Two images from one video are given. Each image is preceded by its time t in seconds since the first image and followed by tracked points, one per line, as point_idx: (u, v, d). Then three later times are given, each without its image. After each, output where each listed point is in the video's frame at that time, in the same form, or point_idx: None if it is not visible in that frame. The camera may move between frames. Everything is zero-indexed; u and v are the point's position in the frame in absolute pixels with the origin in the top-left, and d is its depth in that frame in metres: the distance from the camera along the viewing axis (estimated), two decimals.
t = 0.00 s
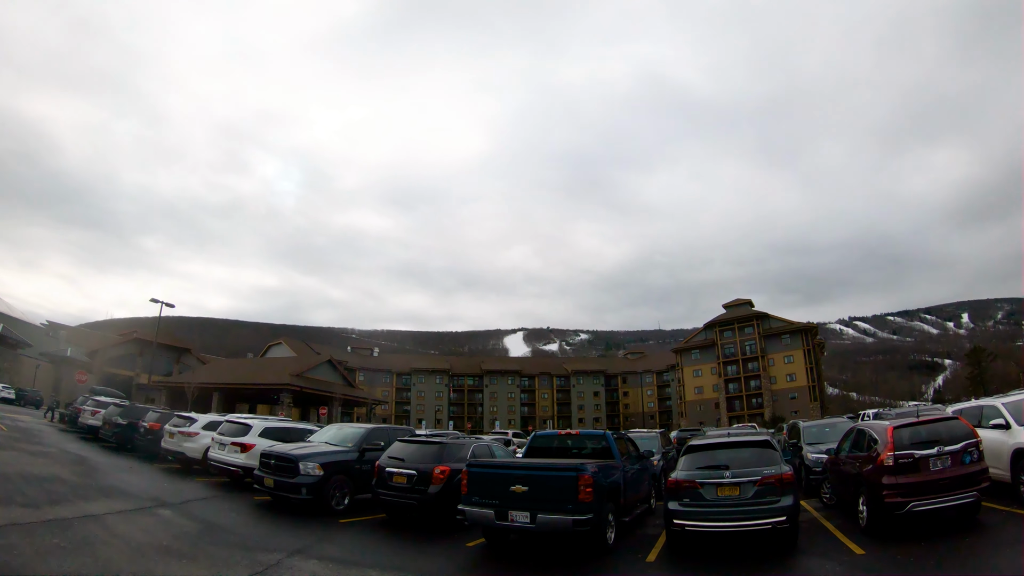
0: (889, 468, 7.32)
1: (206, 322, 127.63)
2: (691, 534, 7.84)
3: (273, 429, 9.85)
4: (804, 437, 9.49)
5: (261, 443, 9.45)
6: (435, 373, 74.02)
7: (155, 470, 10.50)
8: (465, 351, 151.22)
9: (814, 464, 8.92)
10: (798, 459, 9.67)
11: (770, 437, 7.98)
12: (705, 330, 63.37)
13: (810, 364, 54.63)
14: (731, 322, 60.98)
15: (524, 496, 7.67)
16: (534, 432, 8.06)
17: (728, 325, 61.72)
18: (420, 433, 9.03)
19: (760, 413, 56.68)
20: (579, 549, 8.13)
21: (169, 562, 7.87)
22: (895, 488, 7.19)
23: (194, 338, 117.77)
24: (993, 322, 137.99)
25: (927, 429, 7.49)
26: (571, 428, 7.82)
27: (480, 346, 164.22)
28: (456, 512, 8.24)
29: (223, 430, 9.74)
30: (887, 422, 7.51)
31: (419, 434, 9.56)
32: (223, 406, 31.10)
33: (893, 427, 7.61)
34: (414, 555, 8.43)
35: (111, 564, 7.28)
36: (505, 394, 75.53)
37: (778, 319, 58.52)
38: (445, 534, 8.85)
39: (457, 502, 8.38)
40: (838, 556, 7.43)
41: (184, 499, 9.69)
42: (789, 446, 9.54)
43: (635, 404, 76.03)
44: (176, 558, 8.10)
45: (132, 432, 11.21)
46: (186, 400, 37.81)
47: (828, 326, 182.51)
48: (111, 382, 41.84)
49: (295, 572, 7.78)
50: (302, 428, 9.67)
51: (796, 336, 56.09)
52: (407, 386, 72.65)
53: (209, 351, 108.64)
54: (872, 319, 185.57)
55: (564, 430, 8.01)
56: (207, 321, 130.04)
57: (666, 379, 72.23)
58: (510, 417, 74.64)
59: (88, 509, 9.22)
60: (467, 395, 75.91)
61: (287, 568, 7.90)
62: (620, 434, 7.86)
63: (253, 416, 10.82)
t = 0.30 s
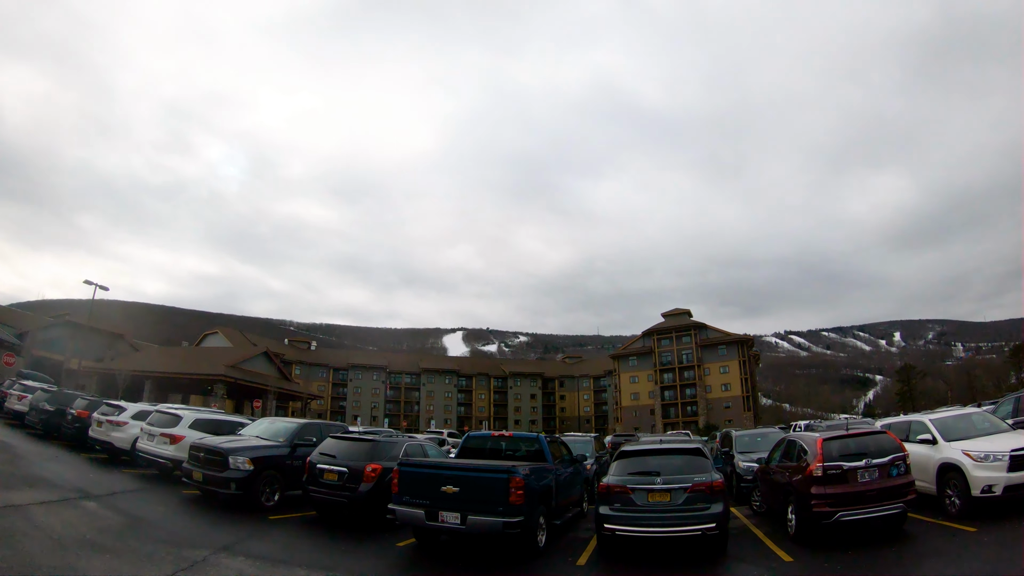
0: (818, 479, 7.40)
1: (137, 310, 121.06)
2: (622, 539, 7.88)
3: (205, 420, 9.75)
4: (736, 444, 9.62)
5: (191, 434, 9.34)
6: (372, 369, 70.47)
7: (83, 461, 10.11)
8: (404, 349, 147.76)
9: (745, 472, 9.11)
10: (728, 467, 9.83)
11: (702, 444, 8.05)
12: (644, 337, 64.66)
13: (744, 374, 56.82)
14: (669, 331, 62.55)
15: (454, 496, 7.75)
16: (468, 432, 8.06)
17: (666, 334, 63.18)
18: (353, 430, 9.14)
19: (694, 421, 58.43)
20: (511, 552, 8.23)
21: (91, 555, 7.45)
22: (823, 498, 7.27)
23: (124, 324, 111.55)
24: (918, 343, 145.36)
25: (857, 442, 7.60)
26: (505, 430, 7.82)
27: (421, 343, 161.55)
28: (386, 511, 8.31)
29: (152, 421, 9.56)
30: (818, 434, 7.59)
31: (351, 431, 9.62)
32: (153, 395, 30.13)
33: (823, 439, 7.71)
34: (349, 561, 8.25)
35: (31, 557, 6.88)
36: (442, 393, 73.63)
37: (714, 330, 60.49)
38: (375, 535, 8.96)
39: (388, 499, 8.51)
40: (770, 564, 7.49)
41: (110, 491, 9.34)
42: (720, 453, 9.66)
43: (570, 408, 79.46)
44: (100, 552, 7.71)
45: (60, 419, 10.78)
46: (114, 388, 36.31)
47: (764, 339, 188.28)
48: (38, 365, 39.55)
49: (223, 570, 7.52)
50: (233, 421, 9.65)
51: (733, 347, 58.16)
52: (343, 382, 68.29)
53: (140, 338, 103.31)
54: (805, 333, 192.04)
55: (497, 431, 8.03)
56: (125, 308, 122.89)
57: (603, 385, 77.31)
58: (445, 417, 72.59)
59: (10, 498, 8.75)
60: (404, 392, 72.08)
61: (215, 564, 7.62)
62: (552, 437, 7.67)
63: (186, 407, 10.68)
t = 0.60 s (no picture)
0: (742, 487, 7.49)
1: (54, 290, 113.63)
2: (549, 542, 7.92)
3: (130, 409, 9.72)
4: (664, 451, 9.84)
5: (114, 423, 9.25)
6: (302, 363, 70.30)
7: None
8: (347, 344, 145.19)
9: (672, 479, 9.29)
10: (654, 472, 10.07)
11: (630, 450, 8.13)
12: (576, 342, 66.12)
13: (672, 383, 59.33)
14: (601, 338, 64.22)
15: (380, 495, 7.77)
16: (394, 432, 8.35)
17: (598, 340, 64.85)
18: (281, 425, 9.33)
19: (623, 426, 60.29)
20: (438, 555, 8.28)
21: (3, 548, 7.03)
22: (747, 505, 7.37)
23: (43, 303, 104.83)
24: (842, 360, 152.24)
25: (782, 452, 7.74)
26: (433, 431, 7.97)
27: (356, 340, 158.50)
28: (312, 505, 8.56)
29: (74, 407, 9.41)
30: (744, 443, 7.71)
31: (278, 425, 9.80)
32: (75, 379, 29.08)
33: (748, 449, 7.82)
34: (279, 561, 8.08)
35: None
36: (372, 390, 73.32)
37: (645, 339, 62.71)
38: (300, 536, 9.00)
39: (314, 495, 8.78)
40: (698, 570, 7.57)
41: (27, 480, 8.95)
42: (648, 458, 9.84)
43: (501, 409, 80.25)
44: (14, 543, 7.31)
45: None
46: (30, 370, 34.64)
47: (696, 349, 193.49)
48: None
49: (143, 565, 7.23)
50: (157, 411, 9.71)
51: (663, 356, 60.56)
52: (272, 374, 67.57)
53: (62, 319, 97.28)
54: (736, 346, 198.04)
55: (426, 431, 8.27)
56: (38, 285, 115.35)
57: (533, 388, 79.78)
58: (375, 414, 72.42)
59: None
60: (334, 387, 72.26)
61: (135, 559, 7.34)
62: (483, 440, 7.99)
63: (111, 394, 10.56)
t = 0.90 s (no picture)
0: (671, 492, 7.59)
1: None
2: (480, 543, 7.93)
3: (52, 395, 9.43)
4: (594, 456, 10.09)
5: (36, 410, 8.94)
6: (232, 354, 67.79)
7: None
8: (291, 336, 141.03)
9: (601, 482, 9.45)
10: (584, 476, 10.29)
11: (560, 453, 8.22)
12: (509, 344, 67.61)
13: (603, 386, 62.37)
14: (535, 340, 66.03)
15: (309, 491, 7.68)
16: (326, 427, 8.66)
17: (531, 343, 66.57)
18: (209, 417, 9.45)
19: (554, 429, 62.25)
20: (368, 555, 8.28)
21: None
22: (675, 510, 7.47)
23: None
24: (770, 372, 158.16)
25: (710, 458, 7.89)
26: (363, 427, 8.80)
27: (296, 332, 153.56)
28: (239, 500, 8.71)
29: None
30: (674, 449, 7.82)
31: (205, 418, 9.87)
32: None
33: (678, 454, 7.93)
34: (209, 558, 7.88)
35: None
36: (303, 383, 72.60)
37: (578, 343, 65.38)
38: (226, 530, 9.04)
39: (240, 490, 8.86)
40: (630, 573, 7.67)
41: None
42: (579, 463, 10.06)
43: (433, 408, 81.72)
44: None
45: None
46: None
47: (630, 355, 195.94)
48: None
49: (66, 560, 6.94)
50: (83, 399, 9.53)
51: (596, 360, 63.57)
52: (201, 364, 65.12)
53: None
54: (667, 354, 201.48)
55: (358, 429, 8.82)
56: None
57: (465, 388, 80.78)
58: (305, 408, 71.78)
59: None
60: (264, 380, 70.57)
61: (57, 552, 7.06)
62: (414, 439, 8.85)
63: (30, 379, 10.16)
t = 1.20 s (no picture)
0: (607, 494, 7.70)
1: None
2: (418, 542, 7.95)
3: None
4: (532, 458, 10.26)
5: None
6: (169, 344, 65.56)
7: None
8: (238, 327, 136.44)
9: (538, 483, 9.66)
10: (520, 478, 10.44)
11: (498, 454, 8.28)
12: (451, 343, 69.20)
13: (542, 389, 65.81)
14: (477, 341, 68.17)
15: (243, 487, 7.53)
16: (263, 422, 9.08)
17: (472, 343, 68.59)
18: (144, 409, 9.20)
19: (493, 429, 64.61)
20: (302, 553, 8.21)
21: None
22: (611, 512, 7.58)
23: None
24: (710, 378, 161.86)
25: (646, 463, 8.04)
26: (302, 424, 9.22)
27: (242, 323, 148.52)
28: (172, 494, 8.51)
29: None
30: (612, 453, 7.94)
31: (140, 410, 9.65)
32: None
33: (615, 458, 8.06)
34: (141, 553, 7.65)
35: None
36: (241, 376, 71.59)
37: (519, 346, 68.35)
38: (158, 525, 8.82)
39: (173, 484, 8.63)
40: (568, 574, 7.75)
41: None
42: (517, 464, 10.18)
43: (372, 405, 84.02)
44: None
45: None
46: None
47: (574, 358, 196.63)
48: None
49: None
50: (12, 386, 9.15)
51: (536, 363, 66.91)
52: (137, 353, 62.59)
53: None
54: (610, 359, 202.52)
55: (295, 424, 9.16)
56: None
57: (405, 386, 85.20)
58: (243, 401, 70.77)
59: None
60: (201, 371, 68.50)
61: None
62: (351, 437, 9.54)
63: None
